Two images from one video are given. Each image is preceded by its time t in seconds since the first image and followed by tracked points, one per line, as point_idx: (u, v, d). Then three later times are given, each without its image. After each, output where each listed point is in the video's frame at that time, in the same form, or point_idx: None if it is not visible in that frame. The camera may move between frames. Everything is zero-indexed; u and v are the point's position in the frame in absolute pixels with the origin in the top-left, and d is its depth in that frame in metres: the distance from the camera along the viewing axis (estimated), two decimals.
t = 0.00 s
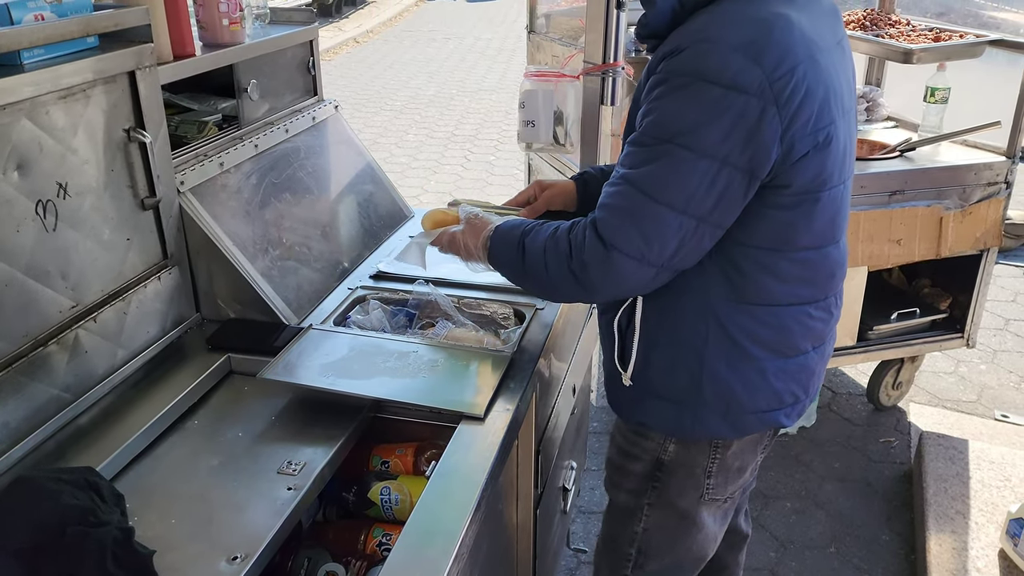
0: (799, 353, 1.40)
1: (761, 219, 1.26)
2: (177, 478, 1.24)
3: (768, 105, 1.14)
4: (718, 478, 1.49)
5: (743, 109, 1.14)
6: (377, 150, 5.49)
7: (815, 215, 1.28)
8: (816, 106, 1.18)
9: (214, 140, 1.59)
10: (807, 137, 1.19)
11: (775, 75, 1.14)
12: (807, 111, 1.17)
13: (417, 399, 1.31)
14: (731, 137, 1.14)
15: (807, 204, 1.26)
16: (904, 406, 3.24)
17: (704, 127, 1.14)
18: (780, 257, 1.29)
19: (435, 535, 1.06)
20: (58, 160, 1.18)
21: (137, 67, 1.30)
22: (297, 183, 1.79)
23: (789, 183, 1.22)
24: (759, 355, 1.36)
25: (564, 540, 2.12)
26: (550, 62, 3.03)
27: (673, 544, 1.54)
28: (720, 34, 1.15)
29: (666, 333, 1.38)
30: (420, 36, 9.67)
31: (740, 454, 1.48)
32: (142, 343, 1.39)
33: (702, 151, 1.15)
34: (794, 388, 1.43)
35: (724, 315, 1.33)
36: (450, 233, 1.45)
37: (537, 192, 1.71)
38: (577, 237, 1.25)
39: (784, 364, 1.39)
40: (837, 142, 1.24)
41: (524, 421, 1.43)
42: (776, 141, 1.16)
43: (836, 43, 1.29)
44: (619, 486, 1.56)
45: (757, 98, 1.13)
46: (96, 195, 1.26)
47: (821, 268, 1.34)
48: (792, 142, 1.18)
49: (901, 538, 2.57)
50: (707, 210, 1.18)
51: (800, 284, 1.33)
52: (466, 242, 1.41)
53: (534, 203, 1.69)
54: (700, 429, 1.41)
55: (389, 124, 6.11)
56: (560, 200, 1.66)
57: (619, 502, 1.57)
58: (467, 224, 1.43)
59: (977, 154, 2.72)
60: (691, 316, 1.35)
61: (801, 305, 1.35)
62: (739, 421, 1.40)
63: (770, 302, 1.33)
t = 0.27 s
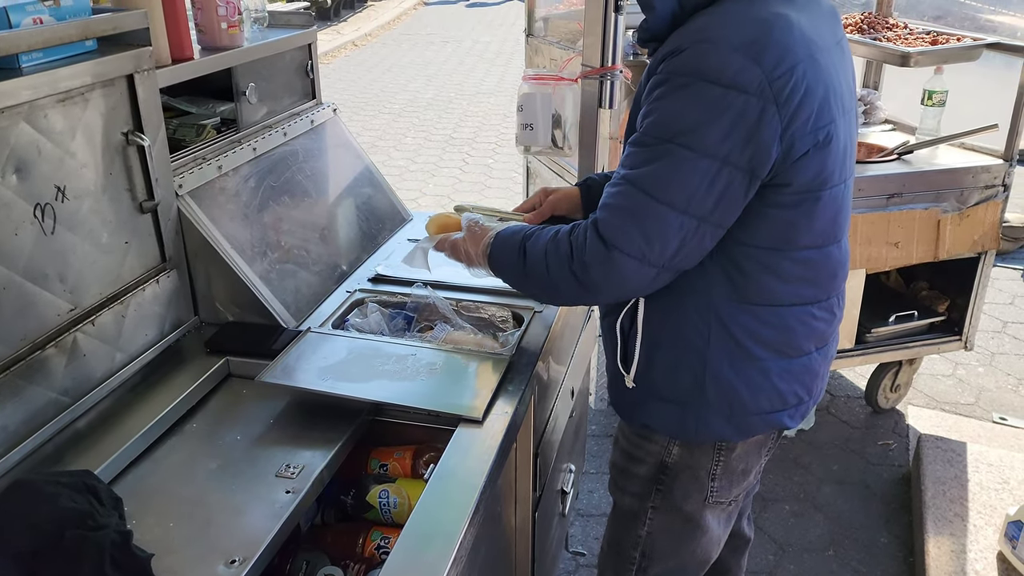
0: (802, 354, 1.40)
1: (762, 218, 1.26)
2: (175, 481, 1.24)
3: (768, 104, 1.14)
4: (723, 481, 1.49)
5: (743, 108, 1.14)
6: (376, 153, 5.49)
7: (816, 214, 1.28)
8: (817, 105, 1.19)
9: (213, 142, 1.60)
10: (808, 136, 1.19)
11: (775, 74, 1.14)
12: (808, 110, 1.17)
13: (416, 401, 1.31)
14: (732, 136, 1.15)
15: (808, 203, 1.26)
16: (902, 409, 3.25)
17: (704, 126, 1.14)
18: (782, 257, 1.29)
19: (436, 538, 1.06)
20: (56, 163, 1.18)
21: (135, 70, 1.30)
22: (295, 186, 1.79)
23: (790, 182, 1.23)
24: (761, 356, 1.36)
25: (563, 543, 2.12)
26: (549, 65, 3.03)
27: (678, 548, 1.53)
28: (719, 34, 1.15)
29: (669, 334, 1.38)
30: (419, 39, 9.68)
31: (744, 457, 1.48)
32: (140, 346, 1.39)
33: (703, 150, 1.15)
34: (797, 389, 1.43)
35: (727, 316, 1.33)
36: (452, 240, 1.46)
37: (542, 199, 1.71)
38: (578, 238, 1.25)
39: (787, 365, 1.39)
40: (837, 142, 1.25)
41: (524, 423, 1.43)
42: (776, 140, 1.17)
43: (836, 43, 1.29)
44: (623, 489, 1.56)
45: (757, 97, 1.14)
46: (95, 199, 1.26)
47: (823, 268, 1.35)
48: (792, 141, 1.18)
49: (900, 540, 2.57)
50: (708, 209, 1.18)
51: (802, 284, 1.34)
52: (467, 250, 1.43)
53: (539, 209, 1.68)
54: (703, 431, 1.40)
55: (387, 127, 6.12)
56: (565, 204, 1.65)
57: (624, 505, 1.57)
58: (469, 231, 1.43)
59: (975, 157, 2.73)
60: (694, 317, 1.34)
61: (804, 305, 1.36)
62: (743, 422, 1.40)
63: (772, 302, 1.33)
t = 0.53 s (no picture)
0: (800, 354, 1.41)
1: (762, 219, 1.27)
2: (175, 482, 1.24)
3: (770, 105, 1.15)
4: (721, 481, 1.49)
5: (745, 109, 1.14)
6: (375, 155, 5.50)
7: (817, 215, 1.29)
8: (817, 107, 1.19)
9: (213, 144, 1.60)
10: (808, 137, 1.20)
11: (778, 75, 1.15)
12: (809, 112, 1.18)
13: (417, 402, 1.31)
14: (734, 136, 1.15)
15: (808, 204, 1.26)
16: (900, 410, 3.25)
17: (707, 126, 1.14)
18: (781, 257, 1.30)
19: (435, 539, 1.06)
20: (56, 165, 1.18)
21: (136, 72, 1.30)
22: (295, 188, 1.79)
23: (790, 183, 1.23)
24: (760, 356, 1.37)
25: (562, 544, 2.12)
26: (548, 67, 3.04)
27: (676, 548, 1.54)
28: (723, 35, 1.16)
29: (668, 334, 1.38)
30: (417, 42, 9.69)
31: (742, 456, 1.48)
32: (140, 347, 1.39)
33: (705, 150, 1.15)
34: (795, 390, 1.43)
35: (726, 315, 1.33)
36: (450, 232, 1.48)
37: (552, 202, 1.69)
38: (578, 236, 1.25)
39: (785, 365, 1.40)
40: (837, 143, 1.25)
41: (524, 423, 1.43)
42: (778, 141, 1.17)
43: (837, 45, 1.30)
44: (622, 490, 1.56)
45: (759, 98, 1.14)
46: (95, 200, 1.27)
47: (821, 268, 1.35)
48: (793, 142, 1.19)
49: (899, 542, 2.58)
50: (708, 209, 1.19)
51: (801, 284, 1.34)
52: (465, 241, 1.44)
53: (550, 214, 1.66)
54: (702, 430, 1.41)
55: (386, 129, 6.12)
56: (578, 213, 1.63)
57: (622, 506, 1.57)
58: (467, 224, 1.45)
59: (973, 158, 2.74)
60: (693, 316, 1.35)
61: (802, 305, 1.36)
62: (741, 422, 1.40)
63: (771, 302, 1.33)
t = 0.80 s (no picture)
0: (797, 354, 1.41)
1: (760, 218, 1.27)
2: (173, 484, 1.24)
3: (766, 105, 1.15)
4: (719, 481, 1.49)
5: (742, 109, 1.14)
6: (373, 157, 5.50)
7: (814, 215, 1.29)
8: (814, 106, 1.19)
9: (210, 145, 1.60)
10: (805, 137, 1.20)
11: (774, 75, 1.15)
12: (806, 111, 1.18)
13: (415, 403, 1.31)
14: (731, 136, 1.15)
15: (805, 203, 1.26)
16: (899, 411, 3.25)
17: (704, 126, 1.14)
18: (779, 257, 1.30)
19: (433, 540, 1.06)
20: (53, 165, 1.18)
21: (133, 73, 1.30)
22: (293, 189, 1.79)
23: (788, 183, 1.23)
24: (758, 356, 1.37)
25: (560, 546, 2.12)
26: (546, 69, 3.04)
27: (675, 549, 1.53)
28: (719, 35, 1.16)
29: (666, 334, 1.38)
30: (415, 44, 9.69)
31: (740, 456, 1.48)
32: (137, 348, 1.39)
33: (702, 150, 1.15)
34: (792, 389, 1.43)
35: (724, 315, 1.33)
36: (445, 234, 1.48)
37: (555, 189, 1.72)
38: (576, 237, 1.25)
39: (783, 365, 1.40)
40: (834, 143, 1.26)
41: (522, 423, 1.43)
42: (775, 140, 1.17)
43: (833, 46, 1.30)
44: (620, 490, 1.56)
45: (756, 98, 1.15)
46: (92, 201, 1.27)
47: (819, 268, 1.35)
48: (790, 142, 1.19)
49: (897, 543, 2.57)
50: (706, 209, 1.19)
51: (799, 284, 1.34)
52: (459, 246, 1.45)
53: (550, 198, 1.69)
54: (700, 430, 1.41)
55: (384, 131, 6.12)
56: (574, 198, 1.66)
57: (621, 506, 1.57)
58: (458, 231, 1.46)
59: (970, 160, 2.74)
60: (691, 316, 1.35)
61: (800, 305, 1.36)
62: (739, 421, 1.40)
63: (769, 302, 1.33)
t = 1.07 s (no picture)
0: (795, 354, 1.41)
1: (759, 217, 1.27)
2: (169, 485, 1.24)
3: (766, 104, 1.15)
4: (717, 481, 1.49)
5: (742, 108, 1.15)
6: (371, 159, 5.50)
7: (812, 214, 1.29)
8: (813, 106, 1.20)
9: (208, 147, 1.61)
10: (804, 136, 1.20)
11: (774, 75, 1.15)
12: (804, 111, 1.18)
13: (413, 405, 1.31)
14: (731, 135, 1.15)
15: (804, 202, 1.27)
16: (896, 413, 3.25)
17: (704, 125, 1.15)
18: (778, 256, 1.30)
19: (431, 540, 1.06)
20: (50, 167, 1.18)
21: (130, 75, 1.30)
22: (290, 191, 1.79)
23: (786, 182, 1.24)
24: (756, 355, 1.37)
25: (558, 547, 2.12)
26: (544, 70, 3.05)
27: (673, 550, 1.54)
28: (719, 35, 1.16)
29: (664, 334, 1.38)
30: (414, 46, 9.70)
31: (737, 456, 1.48)
32: (134, 350, 1.39)
33: (702, 149, 1.15)
34: (790, 389, 1.43)
35: (723, 315, 1.33)
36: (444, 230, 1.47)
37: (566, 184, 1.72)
38: (576, 235, 1.26)
39: (781, 364, 1.40)
40: (832, 143, 1.26)
41: (519, 424, 1.43)
42: (774, 140, 1.18)
43: (831, 46, 1.30)
44: (619, 491, 1.56)
45: (756, 97, 1.15)
46: (90, 203, 1.27)
47: (817, 268, 1.35)
48: (789, 141, 1.19)
49: (895, 544, 2.58)
50: (706, 207, 1.19)
51: (797, 284, 1.34)
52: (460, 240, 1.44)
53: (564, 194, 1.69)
54: (698, 430, 1.41)
55: (382, 133, 6.13)
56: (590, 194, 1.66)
57: (619, 507, 1.57)
58: (463, 221, 1.45)
59: (968, 161, 2.75)
60: (690, 316, 1.35)
61: (798, 304, 1.36)
62: (737, 421, 1.40)
63: (767, 301, 1.33)
